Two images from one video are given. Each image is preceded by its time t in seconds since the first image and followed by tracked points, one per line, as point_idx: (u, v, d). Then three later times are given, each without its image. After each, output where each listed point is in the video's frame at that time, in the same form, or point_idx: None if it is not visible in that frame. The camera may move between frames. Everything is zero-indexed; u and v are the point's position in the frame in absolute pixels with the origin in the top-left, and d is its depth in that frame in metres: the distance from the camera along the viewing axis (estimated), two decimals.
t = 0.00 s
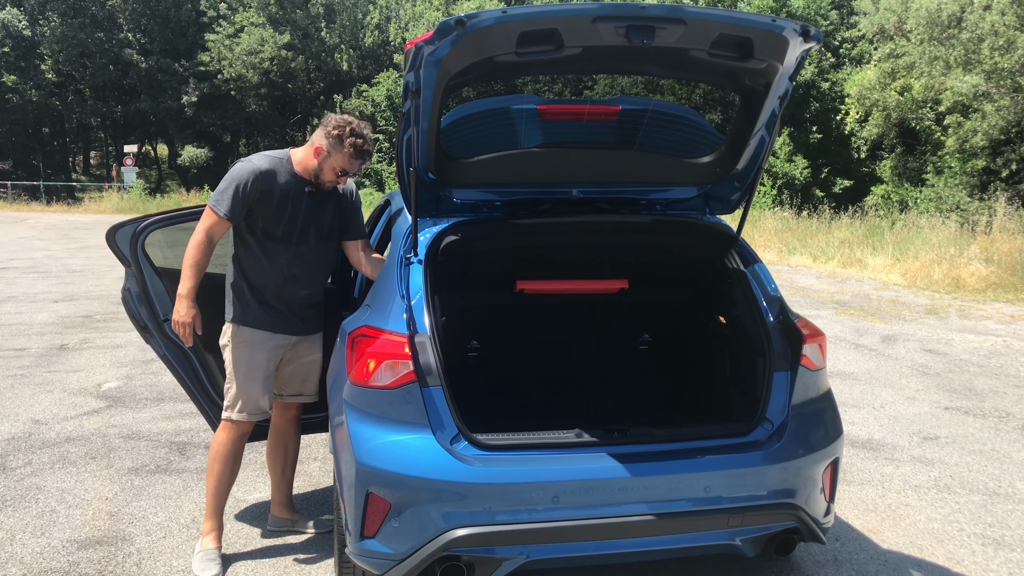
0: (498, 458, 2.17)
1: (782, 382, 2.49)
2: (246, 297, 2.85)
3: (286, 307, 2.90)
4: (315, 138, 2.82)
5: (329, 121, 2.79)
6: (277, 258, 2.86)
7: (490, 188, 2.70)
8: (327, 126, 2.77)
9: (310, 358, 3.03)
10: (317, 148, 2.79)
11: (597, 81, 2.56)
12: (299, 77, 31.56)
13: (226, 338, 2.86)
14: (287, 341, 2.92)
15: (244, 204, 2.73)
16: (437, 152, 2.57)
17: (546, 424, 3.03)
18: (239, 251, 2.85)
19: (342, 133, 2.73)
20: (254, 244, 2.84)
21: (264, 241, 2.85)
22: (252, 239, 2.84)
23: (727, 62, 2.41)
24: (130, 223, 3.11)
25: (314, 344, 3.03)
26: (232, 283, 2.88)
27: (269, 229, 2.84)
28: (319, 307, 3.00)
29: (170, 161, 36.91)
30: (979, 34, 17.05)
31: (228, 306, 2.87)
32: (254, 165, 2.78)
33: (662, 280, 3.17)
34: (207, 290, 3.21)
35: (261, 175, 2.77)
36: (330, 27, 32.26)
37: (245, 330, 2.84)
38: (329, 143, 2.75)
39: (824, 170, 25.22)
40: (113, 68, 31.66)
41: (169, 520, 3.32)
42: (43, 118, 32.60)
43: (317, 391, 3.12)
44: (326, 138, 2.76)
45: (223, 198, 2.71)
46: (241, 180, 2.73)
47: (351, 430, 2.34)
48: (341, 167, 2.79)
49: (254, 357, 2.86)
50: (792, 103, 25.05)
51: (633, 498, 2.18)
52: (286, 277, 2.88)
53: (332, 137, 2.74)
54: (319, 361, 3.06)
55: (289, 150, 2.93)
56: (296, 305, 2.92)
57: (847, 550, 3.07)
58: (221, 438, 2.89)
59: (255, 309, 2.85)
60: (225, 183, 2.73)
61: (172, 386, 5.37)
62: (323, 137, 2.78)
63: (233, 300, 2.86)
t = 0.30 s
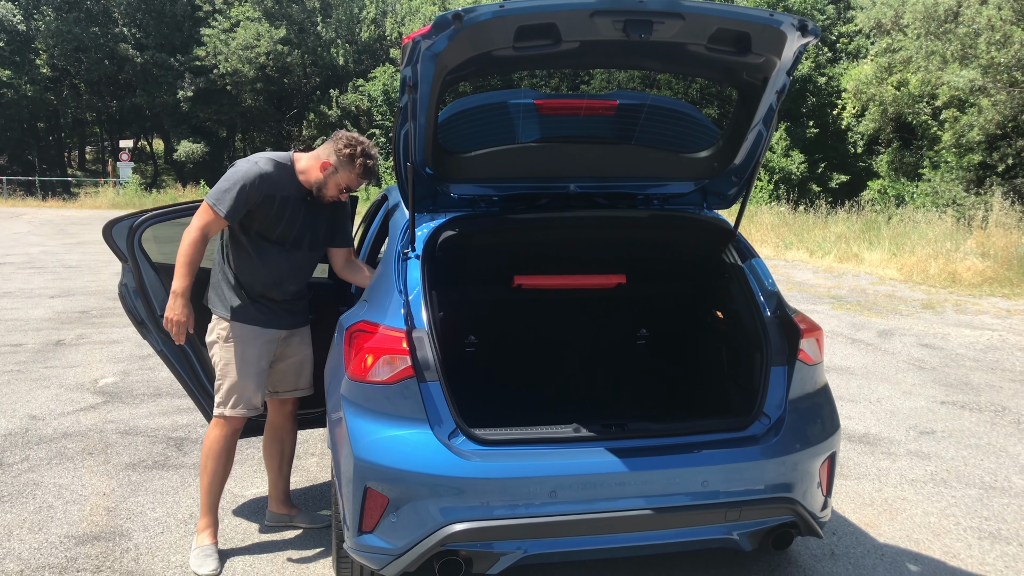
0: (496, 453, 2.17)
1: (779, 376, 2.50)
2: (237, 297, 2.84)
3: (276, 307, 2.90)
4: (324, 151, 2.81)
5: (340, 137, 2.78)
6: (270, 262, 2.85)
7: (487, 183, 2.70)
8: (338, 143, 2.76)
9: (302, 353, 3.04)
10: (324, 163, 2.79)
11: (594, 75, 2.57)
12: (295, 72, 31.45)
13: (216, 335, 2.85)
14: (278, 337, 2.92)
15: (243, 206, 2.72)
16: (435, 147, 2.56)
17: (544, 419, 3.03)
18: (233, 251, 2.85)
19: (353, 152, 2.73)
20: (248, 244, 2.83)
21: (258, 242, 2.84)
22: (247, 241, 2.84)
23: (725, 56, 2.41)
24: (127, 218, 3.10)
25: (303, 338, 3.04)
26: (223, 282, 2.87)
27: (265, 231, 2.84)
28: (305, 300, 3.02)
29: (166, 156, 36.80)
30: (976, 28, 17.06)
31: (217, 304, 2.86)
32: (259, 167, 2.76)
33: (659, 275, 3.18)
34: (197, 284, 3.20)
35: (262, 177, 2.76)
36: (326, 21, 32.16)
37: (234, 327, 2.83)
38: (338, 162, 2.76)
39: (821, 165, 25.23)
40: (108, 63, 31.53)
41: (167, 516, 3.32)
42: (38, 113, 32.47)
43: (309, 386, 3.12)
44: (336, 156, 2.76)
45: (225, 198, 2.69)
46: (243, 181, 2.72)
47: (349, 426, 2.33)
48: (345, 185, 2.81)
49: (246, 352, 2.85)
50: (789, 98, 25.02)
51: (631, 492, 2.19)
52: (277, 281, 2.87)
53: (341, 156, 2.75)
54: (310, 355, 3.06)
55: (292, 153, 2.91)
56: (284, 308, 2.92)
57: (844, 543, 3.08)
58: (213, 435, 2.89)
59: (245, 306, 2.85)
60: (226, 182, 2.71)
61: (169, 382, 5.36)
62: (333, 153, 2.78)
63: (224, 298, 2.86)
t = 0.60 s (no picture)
0: (494, 451, 2.18)
1: (776, 374, 2.51)
2: (233, 296, 2.85)
3: (268, 307, 2.91)
4: (324, 153, 2.81)
5: (340, 140, 2.81)
6: (266, 261, 2.85)
7: (485, 181, 2.71)
8: (340, 145, 2.79)
9: (292, 352, 3.04)
10: (326, 165, 2.79)
11: (591, 74, 2.56)
12: (292, 71, 31.41)
13: (207, 334, 2.86)
14: (268, 336, 2.92)
15: (242, 205, 2.73)
16: (432, 145, 2.57)
17: (541, 417, 3.04)
18: (229, 249, 2.85)
19: (355, 154, 2.76)
20: (244, 244, 2.84)
21: (254, 243, 2.85)
22: (244, 240, 2.84)
23: (721, 55, 2.41)
24: (125, 217, 3.11)
25: (293, 337, 3.04)
26: (218, 280, 2.87)
27: (261, 232, 2.84)
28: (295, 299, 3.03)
29: (163, 155, 36.75)
30: (973, 27, 17.07)
31: (212, 303, 2.86)
32: (260, 167, 2.77)
33: (657, 274, 3.19)
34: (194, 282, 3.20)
35: (262, 177, 2.76)
36: (323, 20, 32.14)
37: (228, 326, 2.84)
38: (340, 162, 2.77)
39: (818, 163, 25.26)
40: (105, 61, 31.46)
41: (166, 514, 3.33)
42: (35, 112, 32.40)
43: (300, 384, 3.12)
44: (337, 157, 2.77)
45: (225, 195, 2.69)
46: (243, 179, 2.72)
47: (347, 424, 2.34)
48: (347, 186, 2.82)
49: (236, 351, 2.85)
50: (786, 96, 25.03)
51: (629, 490, 2.20)
52: (271, 281, 2.88)
53: (344, 157, 2.76)
54: (300, 354, 3.07)
55: (291, 155, 2.91)
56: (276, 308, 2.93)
57: (841, 540, 3.09)
58: (206, 434, 2.89)
59: (240, 305, 2.85)
60: (227, 180, 2.71)
61: (167, 381, 5.36)
62: (334, 155, 2.79)
63: (218, 296, 2.86)
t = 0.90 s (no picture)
0: (498, 450, 2.19)
1: (779, 374, 2.52)
2: (235, 298, 2.86)
3: (270, 308, 2.93)
4: (326, 158, 2.83)
5: (341, 144, 2.81)
6: (268, 264, 2.87)
7: (489, 182, 2.72)
8: (340, 149, 2.79)
9: (295, 351, 3.06)
10: (327, 170, 2.80)
11: (594, 74, 2.57)
12: (296, 71, 31.47)
13: (210, 334, 2.87)
14: (270, 336, 2.94)
15: (245, 209, 2.74)
16: (436, 146, 2.59)
17: (544, 417, 3.05)
18: (231, 252, 2.86)
19: (356, 158, 2.77)
20: (246, 247, 2.84)
21: (256, 245, 2.86)
22: (246, 243, 2.85)
23: (724, 56, 2.42)
24: (131, 217, 3.13)
25: (296, 337, 3.06)
26: (221, 281, 2.89)
27: (264, 235, 2.85)
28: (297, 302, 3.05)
29: (167, 156, 36.82)
30: (977, 26, 17.04)
31: (213, 304, 2.87)
32: (263, 171, 2.78)
33: (659, 274, 3.20)
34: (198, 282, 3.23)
35: (265, 181, 2.77)
36: (326, 20, 32.19)
37: (230, 327, 2.85)
38: (341, 166, 2.78)
39: (822, 163, 25.21)
40: (109, 63, 31.55)
41: (171, 514, 3.34)
42: (39, 113, 32.49)
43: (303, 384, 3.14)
44: (338, 161, 2.78)
45: (228, 199, 2.71)
46: (246, 183, 2.73)
47: (352, 423, 2.35)
48: (349, 190, 2.82)
49: (240, 352, 2.87)
50: (790, 96, 24.98)
51: (632, 490, 2.20)
52: (272, 284, 2.89)
53: (344, 162, 2.77)
54: (303, 354, 3.08)
55: (295, 158, 2.91)
56: (278, 309, 2.95)
57: (844, 539, 3.10)
58: (211, 435, 2.90)
59: (241, 306, 2.87)
60: (229, 184, 2.73)
61: (172, 381, 5.38)
62: (335, 159, 2.80)
63: (220, 297, 2.88)
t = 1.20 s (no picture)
0: (500, 449, 2.20)
1: (780, 373, 2.52)
2: (237, 298, 2.86)
3: (273, 307, 2.92)
4: (323, 154, 2.82)
5: (339, 139, 2.81)
6: (269, 264, 2.87)
7: (490, 181, 2.73)
8: (338, 144, 2.79)
9: (298, 351, 3.06)
10: (325, 165, 2.80)
11: (596, 73, 2.57)
12: (297, 71, 31.49)
13: (213, 335, 2.88)
14: (273, 336, 2.94)
15: (243, 210, 2.74)
16: (438, 145, 2.59)
17: (546, 416, 3.05)
18: (232, 253, 2.87)
19: (353, 153, 2.75)
20: (248, 247, 2.85)
21: (258, 245, 2.86)
22: (247, 244, 2.85)
23: (725, 55, 2.42)
24: (132, 217, 3.13)
25: (298, 337, 3.06)
26: (223, 282, 2.89)
27: (265, 234, 2.85)
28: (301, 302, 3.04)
29: (168, 155, 36.82)
30: (977, 25, 17.05)
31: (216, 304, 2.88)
32: (261, 171, 2.78)
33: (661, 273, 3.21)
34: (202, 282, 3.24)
35: (263, 181, 2.77)
36: (327, 20, 32.21)
37: (232, 327, 2.85)
38: (338, 161, 2.77)
39: (823, 162, 25.21)
40: (110, 62, 31.57)
41: (173, 512, 3.35)
42: (40, 113, 32.49)
43: (306, 383, 3.14)
44: (335, 156, 2.78)
45: (226, 201, 2.72)
46: (244, 184, 2.74)
47: (353, 422, 2.36)
48: (348, 185, 2.80)
49: (243, 352, 2.87)
50: (791, 95, 24.97)
51: (633, 489, 2.21)
52: (275, 282, 2.89)
53: (342, 156, 2.77)
54: (305, 354, 3.09)
55: (294, 156, 2.91)
56: (282, 308, 2.95)
57: (845, 538, 3.10)
58: (212, 434, 2.91)
59: (243, 305, 2.86)
60: (227, 186, 2.74)
61: (173, 380, 5.38)
62: (332, 155, 2.79)
63: (222, 298, 2.88)
